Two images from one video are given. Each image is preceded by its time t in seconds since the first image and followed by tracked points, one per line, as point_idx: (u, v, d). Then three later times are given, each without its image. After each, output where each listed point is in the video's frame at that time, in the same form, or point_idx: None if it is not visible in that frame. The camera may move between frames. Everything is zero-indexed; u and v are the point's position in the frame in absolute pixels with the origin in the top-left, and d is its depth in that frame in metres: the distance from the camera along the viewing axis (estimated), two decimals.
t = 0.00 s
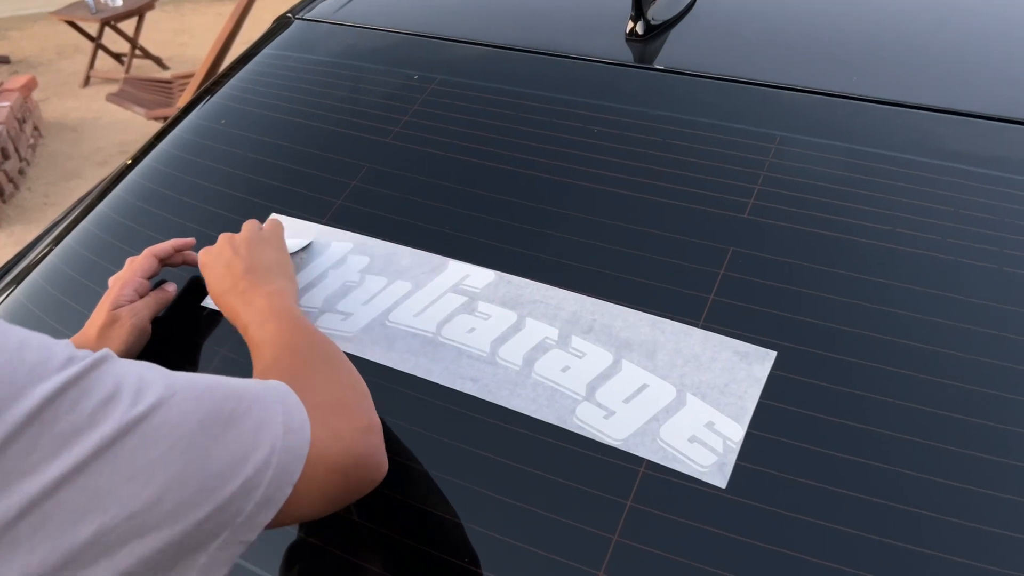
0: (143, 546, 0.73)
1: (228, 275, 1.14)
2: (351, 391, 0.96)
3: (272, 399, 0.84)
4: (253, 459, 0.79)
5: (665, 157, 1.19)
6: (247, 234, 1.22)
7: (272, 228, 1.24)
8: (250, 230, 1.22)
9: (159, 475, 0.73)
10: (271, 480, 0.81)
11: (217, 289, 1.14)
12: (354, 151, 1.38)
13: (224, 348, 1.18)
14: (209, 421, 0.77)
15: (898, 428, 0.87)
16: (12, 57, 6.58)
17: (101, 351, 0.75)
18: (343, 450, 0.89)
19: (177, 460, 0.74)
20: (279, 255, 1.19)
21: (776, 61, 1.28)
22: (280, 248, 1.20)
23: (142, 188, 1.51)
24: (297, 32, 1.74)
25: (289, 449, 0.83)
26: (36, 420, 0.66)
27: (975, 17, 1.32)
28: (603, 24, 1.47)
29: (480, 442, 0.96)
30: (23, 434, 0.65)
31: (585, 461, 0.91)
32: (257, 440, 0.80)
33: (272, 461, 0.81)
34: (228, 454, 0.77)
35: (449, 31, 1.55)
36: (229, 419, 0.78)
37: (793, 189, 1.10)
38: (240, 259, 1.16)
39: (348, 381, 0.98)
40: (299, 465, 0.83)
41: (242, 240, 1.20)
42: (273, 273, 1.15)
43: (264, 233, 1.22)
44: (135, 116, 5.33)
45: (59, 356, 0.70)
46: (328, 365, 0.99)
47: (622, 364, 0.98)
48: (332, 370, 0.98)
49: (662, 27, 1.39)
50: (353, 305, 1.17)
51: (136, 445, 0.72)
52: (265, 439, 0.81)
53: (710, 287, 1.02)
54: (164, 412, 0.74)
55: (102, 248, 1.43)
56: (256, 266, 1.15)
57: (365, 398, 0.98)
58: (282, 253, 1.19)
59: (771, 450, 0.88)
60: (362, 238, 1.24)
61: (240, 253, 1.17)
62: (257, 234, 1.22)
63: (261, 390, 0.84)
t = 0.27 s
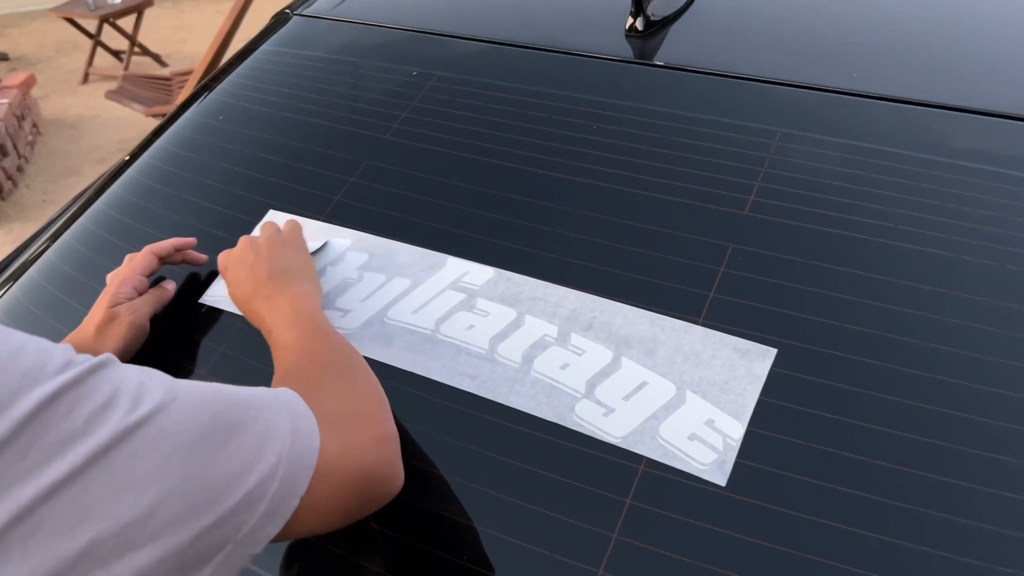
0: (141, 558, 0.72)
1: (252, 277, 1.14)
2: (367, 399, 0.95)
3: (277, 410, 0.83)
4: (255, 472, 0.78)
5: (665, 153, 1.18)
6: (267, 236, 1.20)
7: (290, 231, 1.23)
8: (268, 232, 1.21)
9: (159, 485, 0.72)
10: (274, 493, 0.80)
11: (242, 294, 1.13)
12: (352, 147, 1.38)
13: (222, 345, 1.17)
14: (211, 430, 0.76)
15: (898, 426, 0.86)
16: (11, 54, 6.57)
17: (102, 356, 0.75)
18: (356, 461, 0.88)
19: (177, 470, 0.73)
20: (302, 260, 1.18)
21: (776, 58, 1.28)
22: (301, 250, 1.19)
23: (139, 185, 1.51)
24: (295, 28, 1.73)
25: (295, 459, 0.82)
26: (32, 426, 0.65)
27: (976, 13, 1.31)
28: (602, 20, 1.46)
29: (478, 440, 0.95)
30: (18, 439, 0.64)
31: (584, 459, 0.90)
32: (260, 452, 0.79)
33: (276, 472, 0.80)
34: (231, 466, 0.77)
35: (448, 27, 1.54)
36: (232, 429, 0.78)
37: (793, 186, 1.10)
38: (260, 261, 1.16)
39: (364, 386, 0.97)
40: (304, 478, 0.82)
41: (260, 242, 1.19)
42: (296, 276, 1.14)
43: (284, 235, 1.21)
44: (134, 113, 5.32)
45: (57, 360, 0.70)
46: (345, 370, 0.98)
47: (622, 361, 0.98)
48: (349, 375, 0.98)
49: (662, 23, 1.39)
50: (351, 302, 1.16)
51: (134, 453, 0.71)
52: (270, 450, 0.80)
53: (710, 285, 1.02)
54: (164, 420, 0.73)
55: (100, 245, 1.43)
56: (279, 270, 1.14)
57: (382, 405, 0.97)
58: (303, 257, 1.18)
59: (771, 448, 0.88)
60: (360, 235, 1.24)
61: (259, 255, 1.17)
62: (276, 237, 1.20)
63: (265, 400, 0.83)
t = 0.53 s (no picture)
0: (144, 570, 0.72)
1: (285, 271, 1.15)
2: (379, 410, 0.94)
3: (283, 422, 0.83)
4: (259, 486, 0.78)
5: (665, 150, 1.18)
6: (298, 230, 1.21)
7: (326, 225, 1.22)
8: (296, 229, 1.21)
9: (161, 498, 0.72)
10: (279, 508, 0.80)
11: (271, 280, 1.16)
12: (351, 145, 1.37)
13: (220, 343, 1.17)
14: (214, 443, 0.76)
15: (899, 424, 0.86)
16: (9, 51, 6.55)
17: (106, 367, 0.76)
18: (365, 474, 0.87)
19: (179, 482, 0.73)
20: (334, 255, 1.18)
21: (777, 55, 1.27)
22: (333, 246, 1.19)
23: (138, 182, 1.50)
24: (294, 24, 1.73)
25: (299, 473, 0.82)
26: (32, 437, 0.66)
27: (978, 10, 1.31)
28: (602, 16, 1.45)
29: (478, 438, 0.95)
30: (19, 451, 0.66)
31: (585, 457, 0.90)
32: (264, 465, 0.79)
33: (280, 487, 0.80)
34: (233, 480, 0.77)
35: (447, 23, 1.54)
36: (235, 442, 0.78)
37: (794, 183, 1.09)
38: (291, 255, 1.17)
39: (381, 394, 0.97)
40: (309, 493, 0.82)
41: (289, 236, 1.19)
42: (328, 271, 1.14)
43: (317, 231, 1.21)
44: (133, 110, 5.31)
45: (58, 370, 0.71)
46: (362, 378, 0.98)
47: (622, 360, 0.98)
48: (366, 383, 0.97)
49: (662, 20, 1.38)
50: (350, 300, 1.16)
51: (136, 465, 0.71)
52: (273, 464, 0.80)
53: (710, 283, 1.01)
54: (165, 432, 0.74)
55: (99, 243, 1.42)
56: (309, 265, 1.15)
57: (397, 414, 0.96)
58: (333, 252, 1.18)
59: (771, 447, 0.87)
60: (359, 232, 1.23)
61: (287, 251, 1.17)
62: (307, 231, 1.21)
63: (272, 411, 0.84)
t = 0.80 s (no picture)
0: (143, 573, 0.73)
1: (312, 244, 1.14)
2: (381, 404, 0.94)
3: (286, 423, 0.83)
4: (259, 489, 0.78)
5: (663, 148, 1.18)
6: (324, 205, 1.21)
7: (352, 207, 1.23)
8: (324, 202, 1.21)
9: (161, 503, 0.72)
10: (277, 511, 0.80)
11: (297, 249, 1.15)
12: (350, 143, 1.37)
13: (220, 341, 1.17)
14: (215, 447, 0.76)
15: (896, 422, 0.86)
16: (9, 48, 6.54)
17: (111, 370, 0.75)
18: (358, 474, 0.87)
19: (180, 487, 0.73)
20: (358, 236, 1.17)
21: (776, 52, 1.27)
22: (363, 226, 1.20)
23: (137, 180, 1.50)
24: (293, 22, 1.72)
25: (299, 475, 0.82)
26: (35, 443, 0.66)
27: (977, 8, 1.31)
28: (601, 14, 1.45)
29: (477, 436, 0.95)
30: (22, 457, 0.65)
31: (583, 456, 0.90)
32: (264, 468, 0.79)
33: (279, 490, 0.80)
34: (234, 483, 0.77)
35: (447, 21, 1.54)
36: (237, 445, 0.78)
37: (792, 181, 1.09)
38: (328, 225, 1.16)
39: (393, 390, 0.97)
40: (307, 493, 0.82)
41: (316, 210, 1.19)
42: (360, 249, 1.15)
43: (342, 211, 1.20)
44: (133, 107, 5.31)
45: (64, 373, 0.70)
46: (377, 372, 0.97)
47: (620, 358, 0.98)
48: (381, 377, 0.97)
49: (660, 18, 1.38)
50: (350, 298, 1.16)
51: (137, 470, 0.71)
52: (274, 467, 0.80)
53: (709, 281, 1.02)
54: (168, 436, 0.73)
55: (98, 241, 1.42)
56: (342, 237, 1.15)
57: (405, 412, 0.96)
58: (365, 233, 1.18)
59: (769, 445, 0.88)
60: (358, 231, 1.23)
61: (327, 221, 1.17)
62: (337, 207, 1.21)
63: (275, 411, 0.83)
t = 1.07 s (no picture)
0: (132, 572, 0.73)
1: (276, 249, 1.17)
2: (365, 403, 0.94)
3: (274, 423, 0.83)
4: (248, 488, 0.78)
5: (663, 143, 1.17)
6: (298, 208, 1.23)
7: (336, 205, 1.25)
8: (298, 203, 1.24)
9: (149, 502, 0.72)
10: (266, 509, 0.79)
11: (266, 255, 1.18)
12: (349, 138, 1.37)
13: (219, 337, 1.16)
14: (205, 445, 0.76)
15: (896, 417, 0.86)
16: (7, 44, 6.52)
17: (104, 368, 0.76)
18: (344, 470, 0.86)
19: (168, 486, 0.73)
20: (341, 233, 1.19)
21: (777, 47, 1.27)
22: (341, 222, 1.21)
23: (135, 176, 1.50)
24: (291, 17, 1.72)
25: (287, 473, 0.81)
26: (25, 443, 0.67)
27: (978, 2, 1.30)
28: (601, 8, 1.45)
29: (478, 432, 0.95)
30: (12, 458, 0.66)
31: (584, 451, 0.90)
32: (254, 467, 0.79)
33: (268, 488, 0.79)
34: (223, 481, 0.77)
35: (446, 16, 1.53)
36: (226, 444, 0.78)
37: (793, 176, 1.09)
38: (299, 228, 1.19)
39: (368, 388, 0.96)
40: (294, 493, 0.82)
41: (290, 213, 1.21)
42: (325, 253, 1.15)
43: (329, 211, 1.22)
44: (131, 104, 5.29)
45: (56, 372, 0.71)
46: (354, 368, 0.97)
47: (621, 353, 0.97)
48: (357, 373, 0.97)
49: (659, 12, 1.38)
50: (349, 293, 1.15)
51: (126, 469, 0.71)
52: (263, 465, 0.80)
53: (709, 276, 1.01)
54: (157, 435, 0.74)
55: (96, 237, 1.42)
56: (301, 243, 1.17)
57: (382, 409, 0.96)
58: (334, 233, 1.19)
59: (769, 440, 0.87)
60: (357, 226, 1.23)
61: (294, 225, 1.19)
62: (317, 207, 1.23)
63: (263, 410, 0.83)
